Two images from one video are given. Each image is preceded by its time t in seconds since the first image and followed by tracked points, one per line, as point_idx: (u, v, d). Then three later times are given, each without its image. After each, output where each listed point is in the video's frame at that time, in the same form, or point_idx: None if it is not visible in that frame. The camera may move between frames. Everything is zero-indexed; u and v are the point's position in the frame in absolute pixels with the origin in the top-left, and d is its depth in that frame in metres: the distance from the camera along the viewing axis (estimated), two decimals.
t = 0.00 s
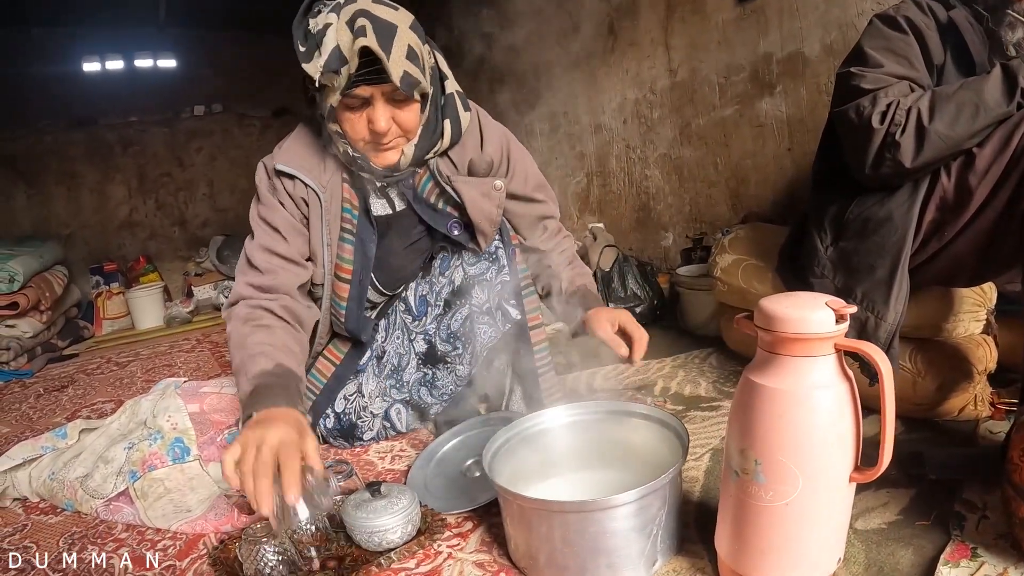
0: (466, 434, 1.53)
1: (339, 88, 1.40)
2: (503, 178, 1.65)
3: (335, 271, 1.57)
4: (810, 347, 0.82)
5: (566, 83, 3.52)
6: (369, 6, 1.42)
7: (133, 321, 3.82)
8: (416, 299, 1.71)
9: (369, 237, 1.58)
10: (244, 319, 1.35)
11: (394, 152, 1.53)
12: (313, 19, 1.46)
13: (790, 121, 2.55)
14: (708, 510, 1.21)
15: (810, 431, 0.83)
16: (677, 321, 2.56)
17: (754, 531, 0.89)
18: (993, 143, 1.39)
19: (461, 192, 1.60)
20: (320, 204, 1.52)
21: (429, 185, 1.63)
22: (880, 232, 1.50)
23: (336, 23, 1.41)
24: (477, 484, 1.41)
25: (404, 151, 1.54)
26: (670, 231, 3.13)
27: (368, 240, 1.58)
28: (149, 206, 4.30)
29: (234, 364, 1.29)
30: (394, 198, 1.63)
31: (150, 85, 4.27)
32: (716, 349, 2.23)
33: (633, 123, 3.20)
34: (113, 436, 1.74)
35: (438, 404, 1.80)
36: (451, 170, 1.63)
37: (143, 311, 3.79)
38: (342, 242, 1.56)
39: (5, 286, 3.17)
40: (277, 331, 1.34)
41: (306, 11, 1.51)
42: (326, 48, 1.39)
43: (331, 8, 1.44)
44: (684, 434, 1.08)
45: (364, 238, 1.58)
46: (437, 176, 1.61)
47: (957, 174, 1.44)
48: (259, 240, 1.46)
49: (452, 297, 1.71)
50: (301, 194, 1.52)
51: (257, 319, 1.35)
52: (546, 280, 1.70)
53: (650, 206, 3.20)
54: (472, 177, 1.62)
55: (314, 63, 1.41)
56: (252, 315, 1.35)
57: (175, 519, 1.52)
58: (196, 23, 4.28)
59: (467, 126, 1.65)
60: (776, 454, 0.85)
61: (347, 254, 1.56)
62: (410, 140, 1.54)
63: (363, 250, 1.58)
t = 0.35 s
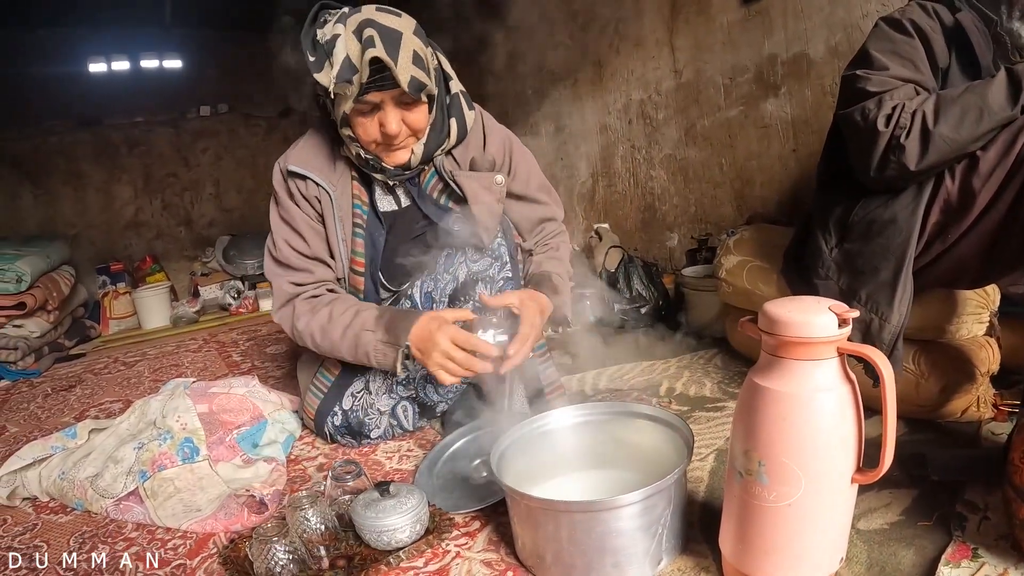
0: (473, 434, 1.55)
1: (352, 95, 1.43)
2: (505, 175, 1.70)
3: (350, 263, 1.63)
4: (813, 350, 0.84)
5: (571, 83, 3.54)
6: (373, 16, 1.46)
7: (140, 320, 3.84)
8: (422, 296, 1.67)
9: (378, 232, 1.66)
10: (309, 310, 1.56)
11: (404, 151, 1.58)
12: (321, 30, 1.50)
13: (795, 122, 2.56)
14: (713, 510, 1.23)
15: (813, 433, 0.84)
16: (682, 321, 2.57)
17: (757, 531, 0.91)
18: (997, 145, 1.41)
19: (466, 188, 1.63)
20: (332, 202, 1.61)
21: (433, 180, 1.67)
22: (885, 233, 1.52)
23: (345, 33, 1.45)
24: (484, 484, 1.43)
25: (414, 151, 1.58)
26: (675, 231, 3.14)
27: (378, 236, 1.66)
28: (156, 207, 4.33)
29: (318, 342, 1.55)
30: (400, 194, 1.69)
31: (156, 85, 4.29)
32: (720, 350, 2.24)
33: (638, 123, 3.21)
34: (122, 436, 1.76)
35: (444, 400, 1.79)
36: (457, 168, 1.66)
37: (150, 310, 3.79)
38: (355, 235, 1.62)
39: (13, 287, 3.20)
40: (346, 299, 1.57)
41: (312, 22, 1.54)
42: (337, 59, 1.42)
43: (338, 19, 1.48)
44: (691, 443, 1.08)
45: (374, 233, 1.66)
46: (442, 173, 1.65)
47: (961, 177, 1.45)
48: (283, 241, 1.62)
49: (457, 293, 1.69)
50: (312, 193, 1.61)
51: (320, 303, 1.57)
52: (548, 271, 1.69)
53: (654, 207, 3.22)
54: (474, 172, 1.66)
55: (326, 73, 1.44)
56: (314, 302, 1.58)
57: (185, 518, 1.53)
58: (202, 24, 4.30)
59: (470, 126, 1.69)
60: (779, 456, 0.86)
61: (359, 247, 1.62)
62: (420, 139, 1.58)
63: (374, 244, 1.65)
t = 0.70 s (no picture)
0: (481, 432, 1.57)
1: (343, 104, 1.47)
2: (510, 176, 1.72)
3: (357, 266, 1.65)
4: (817, 347, 0.86)
5: (576, 83, 3.57)
6: (370, 24, 1.47)
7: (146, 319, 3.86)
8: (429, 295, 1.71)
9: (385, 234, 1.65)
10: (316, 318, 1.60)
11: (402, 157, 1.57)
12: (321, 37, 1.53)
13: (799, 122, 2.57)
14: (719, 506, 1.25)
15: (817, 429, 0.86)
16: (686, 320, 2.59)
17: (762, 525, 0.93)
18: (1000, 145, 1.43)
19: (473, 191, 1.65)
20: (340, 206, 1.63)
21: (438, 184, 1.68)
22: (888, 233, 1.54)
23: (340, 42, 1.48)
24: (493, 481, 1.44)
25: (411, 157, 1.58)
26: (680, 230, 3.15)
27: (385, 237, 1.65)
28: (162, 206, 4.36)
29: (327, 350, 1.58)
30: (406, 196, 1.68)
31: (162, 85, 4.32)
32: (725, 348, 2.26)
33: (643, 123, 3.23)
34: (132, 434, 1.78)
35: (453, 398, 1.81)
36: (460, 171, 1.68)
37: (155, 309, 3.79)
38: (363, 239, 1.64)
39: (21, 285, 3.21)
40: (353, 308, 1.60)
41: (318, 26, 1.58)
42: (329, 68, 1.46)
43: (338, 26, 1.51)
44: (697, 436, 1.10)
45: (382, 235, 1.65)
46: (445, 177, 1.67)
47: (964, 177, 1.47)
48: (289, 247, 1.65)
49: (464, 291, 1.73)
50: (322, 197, 1.63)
51: (328, 312, 1.60)
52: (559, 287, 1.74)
53: (659, 206, 3.24)
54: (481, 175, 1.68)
55: (320, 81, 1.48)
56: (321, 310, 1.61)
57: (196, 515, 1.56)
58: (208, 24, 4.33)
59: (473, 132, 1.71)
60: (784, 451, 0.88)
61: (366, 250, 1.65)
62: (418, 147, 1.58)
63: (380, 246, 1.66)
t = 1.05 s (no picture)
0: (488, 430, 1.57)
1: (335, 111, 1.47)
2: (512, 178, 1.67)
3: (353, 270, 1.67)
4: (828, 342, 0.85)
5: (582, 81, 3.56)
6: (364, 27, 1.46)
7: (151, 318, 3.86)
8: (434, 295, 1.75)
9: (385, 238, 1.68)
10: (287, 327, 1.64)
11: (399, 162, 1.57)
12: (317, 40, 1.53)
13: (805, 119, 2.56)
14: (727, 503, 1.25)
15: (829, 424, 0.86)
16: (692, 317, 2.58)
17: (773, 522, 0.92)
18: (1008, 140, 1.42)
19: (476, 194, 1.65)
20: (336, 211, 1.62)
21: (440, 189, 1.68)
22: (896, 230, 1.53)
23: (333, 45, 1.48)
24: (499, 479, 1.44)
25: (408, 163, 1.58)
26: (686, 228, 3.15)
27: (383, 241, 1.68)
28: (167, 205, 4.37)
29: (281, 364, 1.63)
30: (408, 198, 1.69)
31: (167, 84, 4.32)
32: (732, 346, 2.25)
33: (648, 121, 3.23)
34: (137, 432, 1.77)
35: (459, 399, 1.83)
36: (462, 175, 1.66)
37: (160, 307, 3.79)
38: (359, 243, 1.66)
39: (26, 284, 3.22)
40: (312, 331, 1.63)
41: (315, 26, 1.58)
42: (320, 74, 1.45)
43: (333, 29, 1.51)
44: (706, 433, 1.10)
45: (380, 237, 1.68)
46: (445, 181, 1.66)
47: (972, 174, 1.46)
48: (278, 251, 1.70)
49: (470, 291, 1.76)
50: (317, 202, 1.64)
51: (296, 325, 1.64)
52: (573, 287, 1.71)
53: (665, 204, 3.23)
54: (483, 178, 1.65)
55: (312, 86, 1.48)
56: (290, 321, 1.64)
57: (201, 513, 1.58)
58: (213, 23, 4.33)
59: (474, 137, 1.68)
60: (795, 446, 0.88)
61: (363, 254, 1.66)
62: (415, 153, 1.58)
63: (379, 251, 1.69)
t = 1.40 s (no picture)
0: (492, 426, 1.55)
1: (334, 107, 1.45)
2: (518, 173, 1.68)
3: (358, 269, 1.64)
4: (838, 335, 0.83)
5: (586, 78, 3.55)
6: (364, 21, 1.44)
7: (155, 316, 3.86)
8: (438, 291, 1.74)
9: (388, 236, 1.65)
10: (297, 337, 1.62)
11: (400, 158, 1.56)
12: (316, 34, 1.51)
13: (811, 115, 2.54)
14: (734, 500, 1.23)
15: (839, 418, 0.84)
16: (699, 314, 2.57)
17: (781, 519, 0.91)
18: (1018, 132, 1.40)
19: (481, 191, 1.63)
20: (339, 210, 1.61)
21: (445, 185, 1.66)
22: (904, 223, 1.51)
23: (333, 40, 1.45)
24: (502, 475, 1.42)
25: (409, 159, 1.57)
26: (692, 225, 3.12)
27: (388, 236, 1.65)
28: (171, 203, 4.36)
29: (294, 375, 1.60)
30: (411, 195, 1.67)
31: (170, 83, 4.32)
32: (738, 342, 2.23)
33: (653, 117, 3.21)
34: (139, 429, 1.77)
35: (462, 396, 1.80)
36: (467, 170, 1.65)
37: (163, 305, 3.79)
38: (364, 242, 1.63)
39: (29, 282, 3.22)
40: (324, 343, 1.60)
41: (315, 20, 1.56)
42: (319, 69, 1.43)
43: (333, 24, 1.49)
44: (712, 428, 1.08)
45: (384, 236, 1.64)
46: (450, 176, 1.65)
47: (980, 166, 1.44)
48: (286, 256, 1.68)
49: (475, 289, 1.75)
50: (320, 200, 1.62)
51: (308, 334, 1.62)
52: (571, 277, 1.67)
53: (670, 201, 3.21)
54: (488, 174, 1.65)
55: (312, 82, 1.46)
56: (301, 330, 1.62)
57: (201, 509, 1.54)
58: (216, 21, 4.33)
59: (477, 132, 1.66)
60: (804, 442, 0.86)
61: (368, 253, 1.63)
62: (416, 148, 1.56)
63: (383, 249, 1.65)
